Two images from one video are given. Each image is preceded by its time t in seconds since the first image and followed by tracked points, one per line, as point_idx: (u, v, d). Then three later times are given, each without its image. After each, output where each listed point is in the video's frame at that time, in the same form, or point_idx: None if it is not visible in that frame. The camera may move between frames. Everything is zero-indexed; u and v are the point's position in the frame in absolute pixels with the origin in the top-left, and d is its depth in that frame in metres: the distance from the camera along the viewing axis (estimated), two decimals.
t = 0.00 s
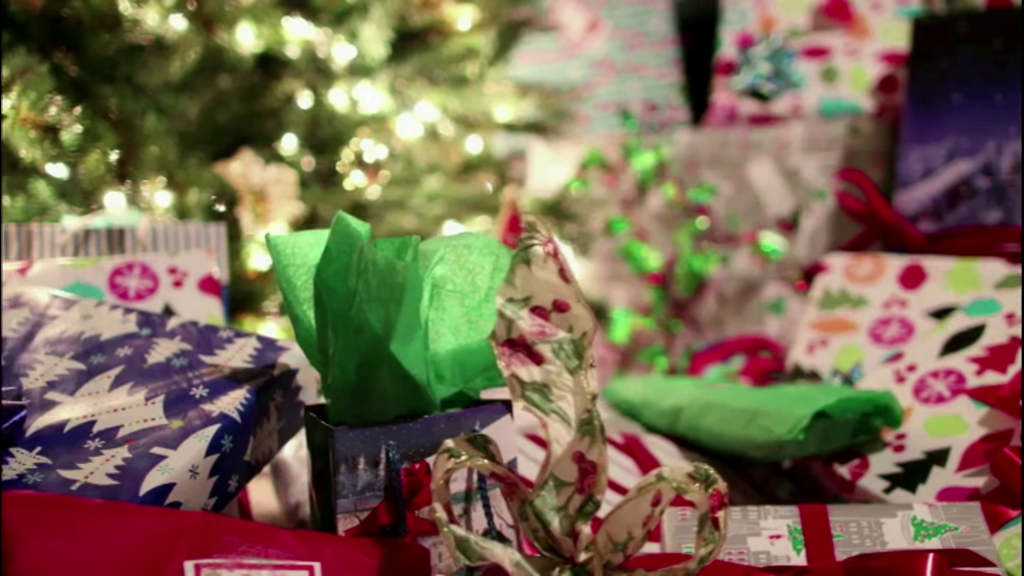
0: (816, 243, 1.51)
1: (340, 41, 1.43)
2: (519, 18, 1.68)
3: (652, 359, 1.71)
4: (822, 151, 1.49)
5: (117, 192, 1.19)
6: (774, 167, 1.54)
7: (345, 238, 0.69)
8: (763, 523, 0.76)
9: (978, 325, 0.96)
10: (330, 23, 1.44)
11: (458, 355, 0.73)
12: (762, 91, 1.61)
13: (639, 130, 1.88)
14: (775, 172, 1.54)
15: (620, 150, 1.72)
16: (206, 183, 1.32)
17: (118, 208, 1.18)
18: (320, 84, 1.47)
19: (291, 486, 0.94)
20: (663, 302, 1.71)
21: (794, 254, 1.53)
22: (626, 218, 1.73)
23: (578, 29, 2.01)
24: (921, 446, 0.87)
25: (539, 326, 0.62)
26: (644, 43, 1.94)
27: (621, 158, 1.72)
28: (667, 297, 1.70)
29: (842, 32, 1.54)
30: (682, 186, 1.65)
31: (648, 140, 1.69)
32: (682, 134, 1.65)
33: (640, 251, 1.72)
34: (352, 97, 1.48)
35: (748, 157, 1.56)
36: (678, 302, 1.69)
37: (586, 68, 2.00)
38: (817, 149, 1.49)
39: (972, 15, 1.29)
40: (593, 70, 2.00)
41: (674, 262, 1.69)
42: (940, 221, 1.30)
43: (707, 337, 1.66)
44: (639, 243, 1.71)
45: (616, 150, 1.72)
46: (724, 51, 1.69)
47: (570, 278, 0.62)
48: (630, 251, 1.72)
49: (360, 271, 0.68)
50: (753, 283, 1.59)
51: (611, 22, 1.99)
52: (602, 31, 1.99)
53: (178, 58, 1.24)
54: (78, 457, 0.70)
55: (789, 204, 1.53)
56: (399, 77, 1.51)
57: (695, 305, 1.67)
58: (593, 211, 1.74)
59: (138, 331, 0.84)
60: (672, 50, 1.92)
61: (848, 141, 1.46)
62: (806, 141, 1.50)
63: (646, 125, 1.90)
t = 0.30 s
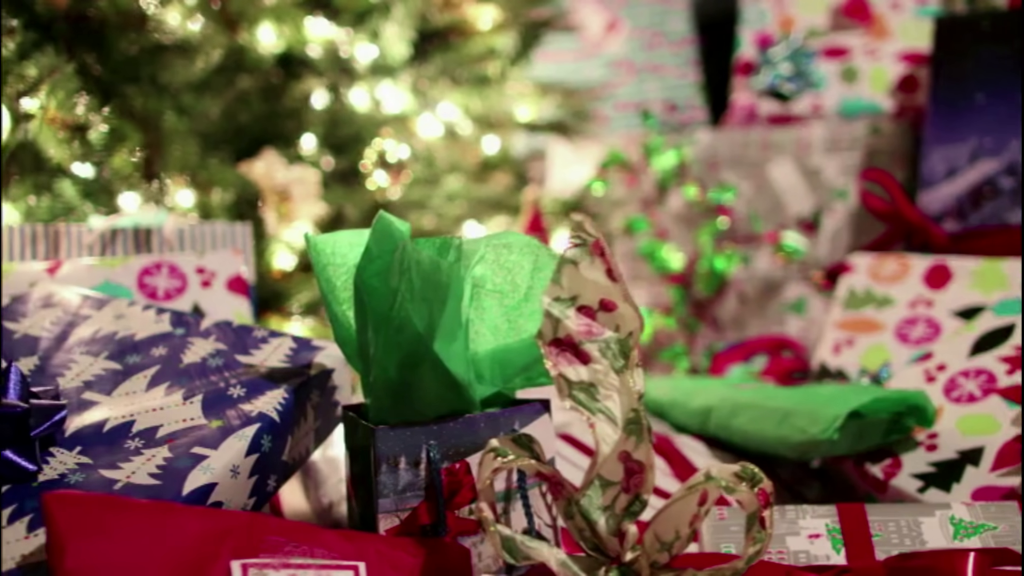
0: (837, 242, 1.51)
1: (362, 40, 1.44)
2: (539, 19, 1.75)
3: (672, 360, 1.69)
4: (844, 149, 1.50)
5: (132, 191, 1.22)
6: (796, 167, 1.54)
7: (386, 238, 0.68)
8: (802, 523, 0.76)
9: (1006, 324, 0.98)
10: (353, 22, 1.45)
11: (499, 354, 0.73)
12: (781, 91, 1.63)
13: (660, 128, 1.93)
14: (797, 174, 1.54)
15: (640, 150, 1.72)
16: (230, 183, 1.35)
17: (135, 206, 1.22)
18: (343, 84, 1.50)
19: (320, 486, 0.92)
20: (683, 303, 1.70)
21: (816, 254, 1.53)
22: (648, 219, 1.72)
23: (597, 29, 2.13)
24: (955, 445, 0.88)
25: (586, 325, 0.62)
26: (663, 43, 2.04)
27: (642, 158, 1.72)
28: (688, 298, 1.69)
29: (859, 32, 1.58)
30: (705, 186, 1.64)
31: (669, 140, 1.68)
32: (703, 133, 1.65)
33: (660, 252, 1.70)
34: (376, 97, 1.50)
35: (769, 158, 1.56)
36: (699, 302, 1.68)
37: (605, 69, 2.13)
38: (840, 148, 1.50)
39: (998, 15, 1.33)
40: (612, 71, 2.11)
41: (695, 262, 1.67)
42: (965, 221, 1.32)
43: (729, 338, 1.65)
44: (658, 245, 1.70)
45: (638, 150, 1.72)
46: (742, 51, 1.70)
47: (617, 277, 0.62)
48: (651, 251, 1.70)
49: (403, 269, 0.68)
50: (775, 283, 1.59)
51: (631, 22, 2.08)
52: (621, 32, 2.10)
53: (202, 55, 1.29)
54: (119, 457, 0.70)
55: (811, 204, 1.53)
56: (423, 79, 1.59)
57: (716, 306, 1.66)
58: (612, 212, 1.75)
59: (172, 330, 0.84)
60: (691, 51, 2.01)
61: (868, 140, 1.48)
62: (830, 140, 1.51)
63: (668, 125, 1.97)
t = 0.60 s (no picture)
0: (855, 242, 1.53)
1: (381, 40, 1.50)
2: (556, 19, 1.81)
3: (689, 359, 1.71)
4: (863, 149, 1.51)
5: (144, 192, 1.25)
6: (813, 165, 1.57)
7: (419, 237, 0.69)
8: (834, 522, 0.76)
9: None
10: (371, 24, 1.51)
11: (530, 354, 0.74)
12: (798, 91, 1.64)
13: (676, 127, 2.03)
14: (814, 172, 1.57)
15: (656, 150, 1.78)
16: (249, 181, 1.40)
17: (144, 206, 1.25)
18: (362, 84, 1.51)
19: (345, 487, 0.91)
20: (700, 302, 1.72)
21: (833, 254, 1.55)
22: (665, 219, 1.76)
23: (611, 30, 2.19)
24: (981, 445, 0.89)
25: (624, 324, 0.61)
26: (678, 44, 2.12)
27: (656, 158, 1.78)
28: (705, 297, 1.71)
29: (876, 31, 1.58)
30: (720, 185, 1.69)
31: (686, 140, 1.73)
32: (718, 134, 1.69)
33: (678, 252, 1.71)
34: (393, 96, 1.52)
35: (786, 157, 1.60)
36: (715, 302, 1.70)
37: (620, 69, 2.19)
38: (858, 147, 1.52)
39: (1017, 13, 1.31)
40: (628, 71, 2.18)
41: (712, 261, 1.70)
42: (984, 221, 1.33)
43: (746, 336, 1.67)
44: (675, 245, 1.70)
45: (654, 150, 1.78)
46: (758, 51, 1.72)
47: (658, 277, 0.60)
48: (667, 250, 1.71)
49: (437, 269, 0.69)
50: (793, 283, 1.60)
51: (647, 23, 2.14)
52: (635, 32, 2.17)
53: (220, 54, 1.31)
54: (151, 457, 0.69)
55: (828, 203, 1.56)
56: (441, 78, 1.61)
57: (733, 305, 1.68)
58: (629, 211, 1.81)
59: (200, 330, 0.84)
60: (706, 51, 2.06)
61: (887, 141, 1.48)
62: (847, 140, 1.53)
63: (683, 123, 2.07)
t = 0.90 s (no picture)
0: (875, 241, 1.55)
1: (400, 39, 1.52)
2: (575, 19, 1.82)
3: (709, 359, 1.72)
4: (882, 149, 1.53)
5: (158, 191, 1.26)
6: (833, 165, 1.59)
7: (457, 237, 0.69)
8: (868, 522, 0.76)
9: None
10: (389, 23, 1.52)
11: (567, 354, 0.74)
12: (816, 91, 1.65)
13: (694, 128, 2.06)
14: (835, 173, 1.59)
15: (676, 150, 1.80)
16: (269, 181, 1.40)
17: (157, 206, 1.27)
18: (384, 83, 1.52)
19: (373, 487, 0.90)
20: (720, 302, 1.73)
21: (853, 253, 1.57)
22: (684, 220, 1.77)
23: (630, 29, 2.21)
24: (1010, 445, 0.89)
25: (666, 324, 0.58)
26: (697, 44, 2.13)
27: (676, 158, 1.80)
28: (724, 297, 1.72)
29: (893, 31, 1.58)
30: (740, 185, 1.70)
31: (705, 140, 1.75)
32: (738, 134, 1.72)
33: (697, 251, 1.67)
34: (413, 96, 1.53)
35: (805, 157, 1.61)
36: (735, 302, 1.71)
37: (639, 69, 2.20)
38: (878, 147, 1.53)
39: None
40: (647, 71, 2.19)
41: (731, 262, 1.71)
42: (1006, 221, 1.33)
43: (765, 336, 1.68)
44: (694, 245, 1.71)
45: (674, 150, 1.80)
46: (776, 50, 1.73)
47: (699, 276, 0.58)
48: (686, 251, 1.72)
49: (476, 269, 0.68)
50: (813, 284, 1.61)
51: (665, 23, 2.16)
52: (654, 31, 2.18)
53: (240, 54, 1.33)
54: (189, 457, 0.69)
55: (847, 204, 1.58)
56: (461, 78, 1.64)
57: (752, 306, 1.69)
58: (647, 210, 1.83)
59: (231, 330, 0.85)
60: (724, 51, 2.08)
61: (906, 140, 1.50)
62: (867, 139, 1.54)
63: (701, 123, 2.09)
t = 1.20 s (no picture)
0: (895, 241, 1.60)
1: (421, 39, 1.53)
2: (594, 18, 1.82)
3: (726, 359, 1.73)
4: (902, 149, 1.58)
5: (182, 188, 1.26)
6: (851, 164, 1.62)
7: (496, 237, 0.69)
8: (902, 521, 0.76)
9: None
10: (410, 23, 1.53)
11: (604, 353, 0.73)
12: (834, 91, 1.66)
13: (712, 127, 2.07)
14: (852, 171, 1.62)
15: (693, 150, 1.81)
16: (289, 181, 1.40)
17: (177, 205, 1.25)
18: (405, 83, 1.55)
19: (401, 487, 0.91)
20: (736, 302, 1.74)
21: (873, 252, 1.61)
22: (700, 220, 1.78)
23: (647, 29, 2.20)
24: None
25: (708, 323, 0.57)
26: (714, 44, 2.14)
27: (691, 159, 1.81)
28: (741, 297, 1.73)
29: (910, 32, 1.61)
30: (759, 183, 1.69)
31: (723, 140, 1.71)
32: (755, 134, 1.70)
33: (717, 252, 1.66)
34: (432, 96, 1.53)
35: (824, 156, 1.64)
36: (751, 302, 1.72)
37: (656, 69, 2.20)
38: (897, 147, 1.59)
39: None
40: (664, 70, 2.20)
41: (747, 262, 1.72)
42: None
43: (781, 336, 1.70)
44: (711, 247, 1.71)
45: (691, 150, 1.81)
46: (793, 51, 1.71)
47: (741, 276, 0.58)
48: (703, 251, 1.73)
49: (516, 268, 0.67)
50: (830, 284, 1.63)
51: (682, 22, 2.17)
52: (671, 31, 2.19)
53: (262, 54, 1.33)
54: (226, 457, 0.69)
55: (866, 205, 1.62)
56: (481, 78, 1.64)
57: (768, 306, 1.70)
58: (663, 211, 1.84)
59: (263, 329, 0.85)
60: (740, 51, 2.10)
61: (925, 140, 1.56)
62: (886, 140, 1.59)
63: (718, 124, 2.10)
